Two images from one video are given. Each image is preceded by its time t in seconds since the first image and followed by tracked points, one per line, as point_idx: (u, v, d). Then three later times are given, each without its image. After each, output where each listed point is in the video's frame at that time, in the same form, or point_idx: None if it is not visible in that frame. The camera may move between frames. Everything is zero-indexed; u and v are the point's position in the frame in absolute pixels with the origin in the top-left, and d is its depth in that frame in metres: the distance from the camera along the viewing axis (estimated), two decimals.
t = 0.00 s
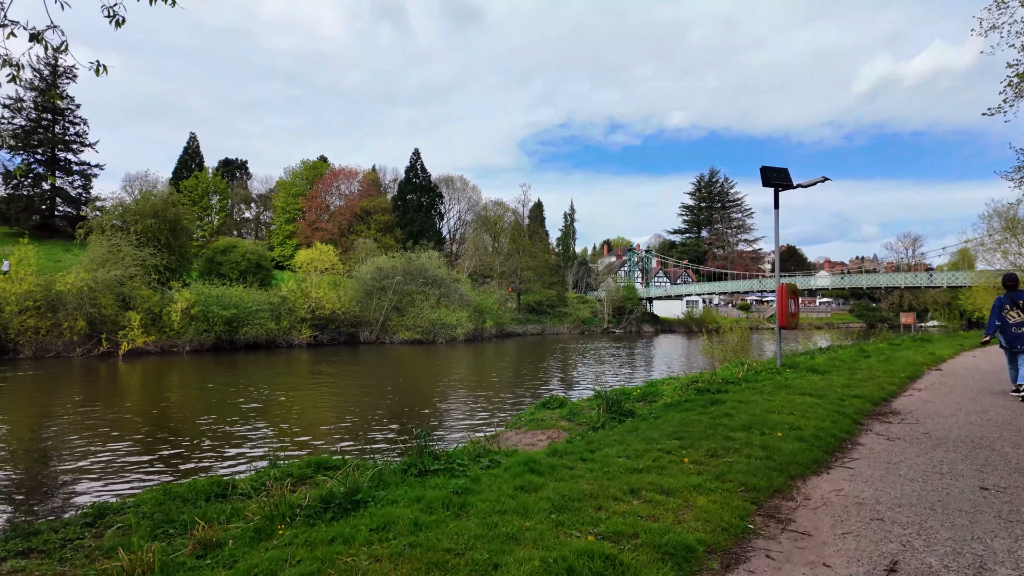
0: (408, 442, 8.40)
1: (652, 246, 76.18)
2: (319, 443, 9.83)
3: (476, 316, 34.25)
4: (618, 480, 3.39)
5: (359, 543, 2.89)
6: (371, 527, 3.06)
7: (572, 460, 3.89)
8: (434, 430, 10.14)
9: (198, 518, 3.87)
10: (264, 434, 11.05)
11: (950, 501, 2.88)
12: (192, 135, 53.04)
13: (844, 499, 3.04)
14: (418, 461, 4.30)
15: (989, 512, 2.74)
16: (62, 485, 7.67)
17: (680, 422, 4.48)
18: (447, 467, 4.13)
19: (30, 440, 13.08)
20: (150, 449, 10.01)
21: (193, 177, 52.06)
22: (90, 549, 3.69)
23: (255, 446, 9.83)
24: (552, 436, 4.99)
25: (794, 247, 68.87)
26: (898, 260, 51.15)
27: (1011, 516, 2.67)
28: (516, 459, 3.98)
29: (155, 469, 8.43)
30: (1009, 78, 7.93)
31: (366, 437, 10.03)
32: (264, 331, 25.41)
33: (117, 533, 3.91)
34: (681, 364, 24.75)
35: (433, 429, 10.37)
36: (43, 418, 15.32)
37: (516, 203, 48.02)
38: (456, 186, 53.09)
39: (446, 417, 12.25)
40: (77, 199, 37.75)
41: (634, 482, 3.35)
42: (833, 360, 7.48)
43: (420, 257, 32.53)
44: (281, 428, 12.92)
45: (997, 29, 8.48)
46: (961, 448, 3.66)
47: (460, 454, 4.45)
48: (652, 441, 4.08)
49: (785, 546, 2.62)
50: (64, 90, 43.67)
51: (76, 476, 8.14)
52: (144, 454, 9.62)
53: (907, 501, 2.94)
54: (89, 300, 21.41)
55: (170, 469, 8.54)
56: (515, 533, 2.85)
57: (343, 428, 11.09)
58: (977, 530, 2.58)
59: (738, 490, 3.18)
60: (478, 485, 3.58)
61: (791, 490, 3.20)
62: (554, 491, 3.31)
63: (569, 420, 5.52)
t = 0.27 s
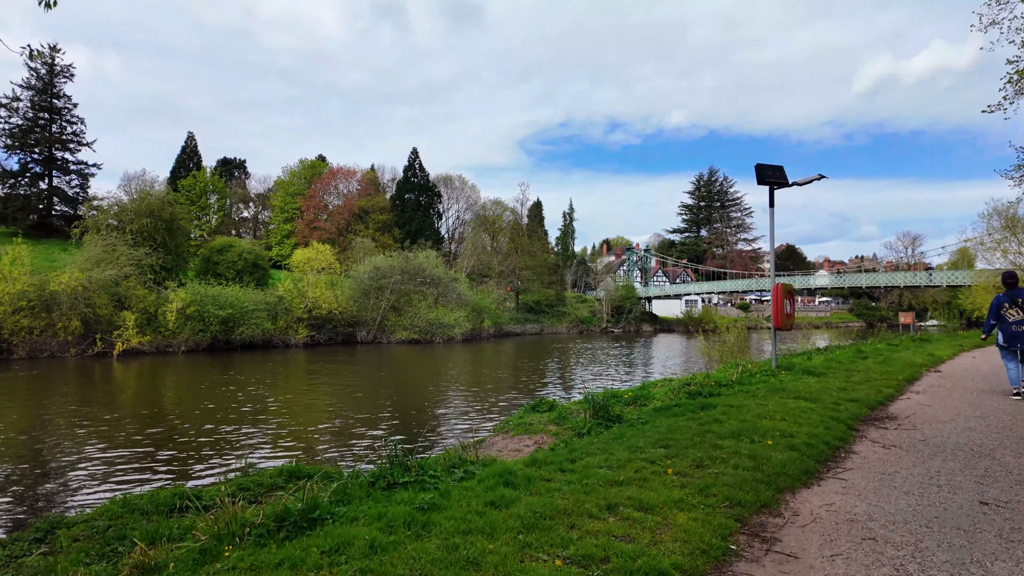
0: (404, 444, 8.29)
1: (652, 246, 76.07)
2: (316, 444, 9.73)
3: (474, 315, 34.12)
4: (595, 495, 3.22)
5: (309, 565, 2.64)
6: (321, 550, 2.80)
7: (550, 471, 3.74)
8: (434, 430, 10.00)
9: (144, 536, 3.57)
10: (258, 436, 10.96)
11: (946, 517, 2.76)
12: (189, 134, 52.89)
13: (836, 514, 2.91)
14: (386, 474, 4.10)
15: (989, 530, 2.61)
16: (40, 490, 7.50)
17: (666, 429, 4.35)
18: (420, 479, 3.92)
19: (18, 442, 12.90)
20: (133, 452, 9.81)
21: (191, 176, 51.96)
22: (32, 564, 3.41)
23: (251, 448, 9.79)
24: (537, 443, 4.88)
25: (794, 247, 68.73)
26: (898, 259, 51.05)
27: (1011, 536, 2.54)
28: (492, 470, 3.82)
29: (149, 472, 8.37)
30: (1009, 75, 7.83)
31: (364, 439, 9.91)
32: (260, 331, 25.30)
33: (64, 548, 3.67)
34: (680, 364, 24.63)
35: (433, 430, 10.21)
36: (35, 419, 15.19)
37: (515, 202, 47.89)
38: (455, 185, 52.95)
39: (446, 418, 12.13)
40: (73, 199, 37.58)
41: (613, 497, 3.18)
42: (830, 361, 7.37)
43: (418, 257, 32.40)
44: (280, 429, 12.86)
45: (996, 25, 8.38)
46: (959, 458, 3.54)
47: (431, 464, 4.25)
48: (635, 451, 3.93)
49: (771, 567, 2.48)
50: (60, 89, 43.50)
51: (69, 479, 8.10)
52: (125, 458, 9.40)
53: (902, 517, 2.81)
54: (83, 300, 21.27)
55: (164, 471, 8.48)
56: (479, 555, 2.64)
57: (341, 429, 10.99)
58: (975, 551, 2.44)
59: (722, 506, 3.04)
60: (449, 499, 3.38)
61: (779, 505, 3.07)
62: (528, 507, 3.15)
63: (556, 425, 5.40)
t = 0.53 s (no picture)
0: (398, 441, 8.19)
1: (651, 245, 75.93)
2: (313, 442, 9.67)
3: (473, 314, 33.98)
4: (573, 504, 3.07)
5: None
6: (269, 566, 2.61)
7: (530, 476, 3.58)
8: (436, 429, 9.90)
9: (89, 545, 3.35)
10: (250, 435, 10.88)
11: (951, 528, 2.61)
12: (188, 132, 52.75)
13: (833, 525, 2.76)
14: (355, 478, 3.92)
15: (997, 543, 2.46)
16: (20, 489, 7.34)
17: (656, 432, 4.20)
18: (391, 484, 3.76)
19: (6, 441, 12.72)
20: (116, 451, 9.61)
21: (189, 175, 51.82)
22: None
23: (245, 446, 9.72)
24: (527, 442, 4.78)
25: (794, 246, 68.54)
26: (898, 258, 50.90)
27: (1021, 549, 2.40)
28: (468, 475, 3.66)
29: (142, 469, 8.35)
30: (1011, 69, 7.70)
31: (362, 437, 9.81)
32: (257, 330, 25.17)
33: (8, 557, 3.48)
34: (679, 364, 24.48)
35: (433, 429, 10.07)
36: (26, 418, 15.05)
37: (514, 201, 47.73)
38: (454, 183, 52.79)
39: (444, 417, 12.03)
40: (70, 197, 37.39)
41: (592, 506, 3.03)
42: (829, 360, 7.21)
43: (416, 256, 32.27)
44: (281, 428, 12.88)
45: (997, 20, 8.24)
46: (961, 462, 3.40)
47: (404, 469, 4.07)
48: (619, 456, 3.77)
49: None
50: (58, 87, 43.40)
51: (61, 475, 8.10)
52: (106, 457, 9.19)
53: (903, 528, 2.66)
54: (78, 299, 21.14)
55: (157, 467, 8.45)
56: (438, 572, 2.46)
57: (339, 428, 10.91)
58: (983, 566, 2.30)
59: (709, 515, 2.88)
60: (417, 508, 3.22)
61: (773, 514, 2.92)
62: (501, 518, 2.96)
63: (546, 426, 5.27)
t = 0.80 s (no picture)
0: (389, 444, 8.10)
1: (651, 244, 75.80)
2: (307, 444, 9.61)
3: (471, 314, 33.83)
4: (549, 523, 2.89)
5: None
6: None
7: (506, 492, 3.42)
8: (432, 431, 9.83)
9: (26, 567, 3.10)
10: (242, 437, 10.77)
11: (956, 552, 2.45)
12: (185, 131, 52.55)
13: (829, 548, 2.60)
14: (319, 495, 3.73)
15: (1007, 569, 2.30)
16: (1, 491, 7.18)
17: (643, 442, 4.03)
18: (358, 501, 3.58)
19: None
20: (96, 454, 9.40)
21: (188, 174, 51.67)
22: None
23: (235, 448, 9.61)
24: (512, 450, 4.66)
25: (794, 246, 68.37)
26: (898, 257, 50.77)
27: None
28: (441, 491, 3.49)
29: (132, 469, 8.29)
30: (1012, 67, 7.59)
31: (356, 439, 9.72)
32: (253, 330, 25.02)
33: None
34: (677, 364, 24.36)
35: (428, 432, 9.99)
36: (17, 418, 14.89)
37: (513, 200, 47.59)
38: (453, 182, 52.63)
39: (441, 419, 11.95)
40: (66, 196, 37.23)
41: (569, 526, 2.85)
42: (828, 363, 7.07)
43: (414, 255, 32.12)
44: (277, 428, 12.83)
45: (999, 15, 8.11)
46: (966, 475, 3.24)
47: (373, 484, 3.88)
48: (603, 469, 3.59)
49: None
50: (55, 85, 43.23)
51: (44, 478, 7.96)
52: (83, 460, 8.95)
53: (904, 551, 2.50)
54: (72, 298, 20.98)
55: (146, 467, 8.38)
56: None
57: (333, 430, 10.84)
58: None
59: (695, 538, 2.69)
60: (380, 527, 3.02)
61: (764, 535, 2.74)
62: (467, 541, 2.76)
63: (534, 433, 5.15)
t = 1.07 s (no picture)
0: (378, 444, 8.00)
1: (649, 244, 75.70)
2: (298, 444, 9.55)
3: (467, 314, 33.70)
4: (514, 538, 2.73)
5: None
6: None
7: (475, 501, 3.27)
8: (427, 431, 9.75)
9: None
10: (232, 437, 10.69)
11: (949, 566, 2.31)
12: (181, 130, 52.30)
13: (814, 560, 2.47)
14: (271, 506, 3.50)
15: None
16: None
17: (625, 447, 3.90)
18: (318, 511, 3.39)
19: None
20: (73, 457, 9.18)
21: (183, 174, 51.44)
22: None
23: (222, 450, 9.51)
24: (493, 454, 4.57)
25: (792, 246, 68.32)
26: (896, 257, 50.73)
27: None
28: (405, 499, 3.32)
29: (119, 470, 8.22)
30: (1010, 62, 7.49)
31: (349, 439, 9.65)
32: (247, 330, 24.87)
33: None
34: (674, 364, 24.23)
35: (423, 432, 9.92)
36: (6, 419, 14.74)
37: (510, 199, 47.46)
38: (450, 182, 52.47)
39: (436, 419, 11.88)
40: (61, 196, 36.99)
41: (535, 541, 2.68)
42: (822, 363, 6.95)
43: (410, 255, 31.99)
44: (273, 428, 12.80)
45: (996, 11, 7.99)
46: (961, 481, 3.12)
47: (333, 493, 3.70)
48: (578, 476, 3.46)
49: None
50: (49, 85, 43.00)
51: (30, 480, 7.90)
52: (59, 464, 8.72)
53: (892, 565, 2.37)
54: (64, 298, 20.80)
55: (135, 468, 8.33)
56: None
57: (326, 430, 10.76)
58: None
59: (669, 552, 2.54)
60: (334, 542, 2.84)
61: (746, 547, 2.60)
62: (422, 557, 2.59)
63: (518, 435, 5.05)
